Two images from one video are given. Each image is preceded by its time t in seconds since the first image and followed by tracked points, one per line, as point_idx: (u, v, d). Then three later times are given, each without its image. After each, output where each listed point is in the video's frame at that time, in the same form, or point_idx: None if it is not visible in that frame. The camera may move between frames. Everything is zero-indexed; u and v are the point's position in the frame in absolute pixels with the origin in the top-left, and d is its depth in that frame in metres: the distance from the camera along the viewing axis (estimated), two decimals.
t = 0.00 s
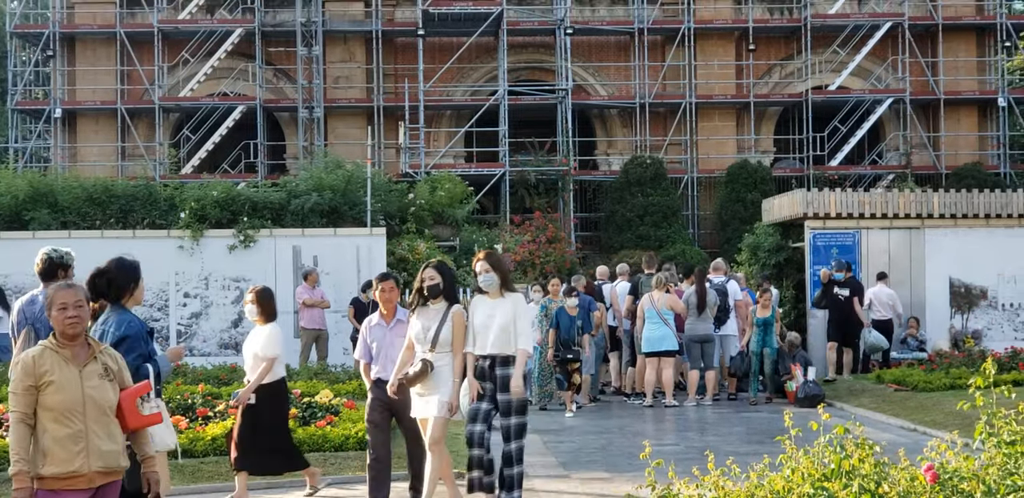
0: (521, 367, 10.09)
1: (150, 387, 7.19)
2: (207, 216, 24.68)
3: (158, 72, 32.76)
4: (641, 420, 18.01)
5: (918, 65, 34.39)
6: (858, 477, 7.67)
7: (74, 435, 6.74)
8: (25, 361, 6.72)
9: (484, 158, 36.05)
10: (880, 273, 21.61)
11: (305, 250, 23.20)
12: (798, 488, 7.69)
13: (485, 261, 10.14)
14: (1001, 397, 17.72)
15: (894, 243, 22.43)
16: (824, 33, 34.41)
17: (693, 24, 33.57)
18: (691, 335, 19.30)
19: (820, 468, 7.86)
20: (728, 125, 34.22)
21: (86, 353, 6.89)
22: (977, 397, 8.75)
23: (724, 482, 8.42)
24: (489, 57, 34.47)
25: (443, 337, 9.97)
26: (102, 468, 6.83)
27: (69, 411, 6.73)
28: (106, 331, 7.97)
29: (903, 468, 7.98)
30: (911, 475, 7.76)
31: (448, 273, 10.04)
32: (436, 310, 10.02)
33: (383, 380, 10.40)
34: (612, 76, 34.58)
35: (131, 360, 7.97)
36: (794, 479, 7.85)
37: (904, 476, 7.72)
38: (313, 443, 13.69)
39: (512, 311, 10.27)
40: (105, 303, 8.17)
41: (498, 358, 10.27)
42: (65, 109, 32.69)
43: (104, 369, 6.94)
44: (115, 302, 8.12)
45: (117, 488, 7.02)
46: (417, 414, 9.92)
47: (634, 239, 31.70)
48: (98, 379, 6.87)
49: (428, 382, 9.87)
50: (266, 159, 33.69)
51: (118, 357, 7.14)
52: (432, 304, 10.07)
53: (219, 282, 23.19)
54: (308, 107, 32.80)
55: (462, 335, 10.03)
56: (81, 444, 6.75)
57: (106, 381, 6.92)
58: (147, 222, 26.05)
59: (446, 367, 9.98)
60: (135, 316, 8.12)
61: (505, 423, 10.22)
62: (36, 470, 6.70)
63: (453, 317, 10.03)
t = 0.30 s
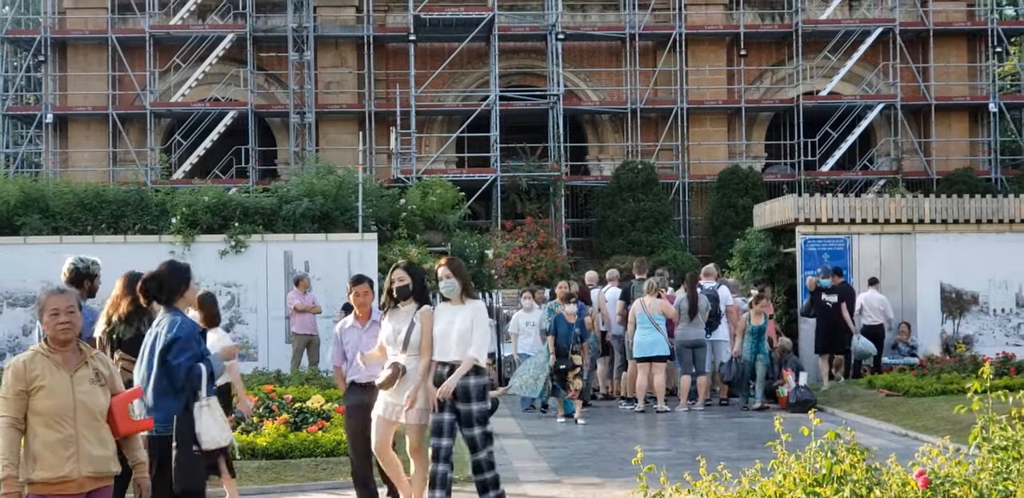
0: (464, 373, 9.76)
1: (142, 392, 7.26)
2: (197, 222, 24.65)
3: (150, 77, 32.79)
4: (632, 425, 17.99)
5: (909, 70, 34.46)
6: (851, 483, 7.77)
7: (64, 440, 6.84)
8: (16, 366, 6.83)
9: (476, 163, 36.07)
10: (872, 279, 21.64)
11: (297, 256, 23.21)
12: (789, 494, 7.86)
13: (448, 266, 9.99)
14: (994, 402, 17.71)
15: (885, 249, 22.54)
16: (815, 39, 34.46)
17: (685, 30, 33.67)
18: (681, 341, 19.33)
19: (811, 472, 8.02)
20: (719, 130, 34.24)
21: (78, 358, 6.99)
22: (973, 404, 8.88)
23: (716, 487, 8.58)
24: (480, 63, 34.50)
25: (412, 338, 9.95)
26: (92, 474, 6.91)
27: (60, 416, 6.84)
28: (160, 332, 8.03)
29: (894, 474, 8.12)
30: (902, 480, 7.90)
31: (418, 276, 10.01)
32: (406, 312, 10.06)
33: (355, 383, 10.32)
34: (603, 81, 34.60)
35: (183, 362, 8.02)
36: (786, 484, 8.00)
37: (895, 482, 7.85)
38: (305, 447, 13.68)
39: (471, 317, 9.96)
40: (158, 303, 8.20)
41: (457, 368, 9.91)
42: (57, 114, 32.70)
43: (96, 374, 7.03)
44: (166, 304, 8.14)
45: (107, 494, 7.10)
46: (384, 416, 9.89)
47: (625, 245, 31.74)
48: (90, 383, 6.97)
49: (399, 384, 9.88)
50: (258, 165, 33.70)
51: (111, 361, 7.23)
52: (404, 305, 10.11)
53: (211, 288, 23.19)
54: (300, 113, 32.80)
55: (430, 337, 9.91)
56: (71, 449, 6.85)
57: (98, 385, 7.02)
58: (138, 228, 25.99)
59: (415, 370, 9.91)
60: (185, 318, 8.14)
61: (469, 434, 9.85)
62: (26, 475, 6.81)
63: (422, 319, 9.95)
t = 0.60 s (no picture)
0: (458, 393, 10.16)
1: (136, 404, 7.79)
2: (192, 232, 24.81)
3: (144, 88, 32.87)
4: (626, 436, 17.96)
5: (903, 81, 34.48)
6: (844, 493, 8.02)
7: (57, 450, 7.39)
8: (12, 376, 7.38)
9: (470, 174, 36.08)
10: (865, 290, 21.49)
11: (291, 266, 23.18)
12: None
13: (414, 279, 10.18)
14: (988, 413, 17.69)
15: (880, 259, 22.51)
16: (809, 50, 34.49)
17: (679, 41, 33.75)
18: (675, 351, 19.22)
19: (805, 482, 8.19)
20: (713, 141, 34.27)
21: (71, 369, 7.55)
22: (967, 416, 8.99)
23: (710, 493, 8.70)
24: (474, 73, 34.53)
25: (376, 356, 9.97)
26: (84, 484, 7.46)
27: (52, 426, 7.38)
28: (210, 342, 7.90)
29: (888, 484, 8.26)
30: (896, 490, 8.06)
31: (382, 292, 10.04)
32: (371, 330, 10.06)
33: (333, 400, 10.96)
34: (597, 92, 34.63)
35: (232, 370, 7.83)
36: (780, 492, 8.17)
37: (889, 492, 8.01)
38: (300, 460, 13.68)
39: (439, 328, 10.26)
40: (210, 315, 8.09)
41: (423, 376, 10.24)
42: (52, 125, 32.74)
43: (89, 385, 7.58)
44: (217, 314, 8.04)
45: None
46: (352, 436, 9.90)
47: (619, 255, 31.79)
48: (83, 394, 7.52)
49: (365, 404, 9.87)
50: (252, 175, 33.71)
51: (105, 374, 7.78)
52: (369, 322, 10.12)
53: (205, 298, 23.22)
54: (293, 123, 32.83)
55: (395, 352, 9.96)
56: (64, 459, 7.40)
57: (90, 396, 7.57)
58: (132, 238, 26.07)
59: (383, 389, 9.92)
60: (236, 329, 7.99)
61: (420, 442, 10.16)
62: (20, 484, 7.38)
63: (387, 335, 10.01)
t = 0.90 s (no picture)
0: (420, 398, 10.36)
1: (121, 410, 7.87)
2: (177, 237, 24.72)
3: (128, 93, 32.90)
4: (612, 440, 17.94)
5: (888, 86, 34.56)
6: None
7: (41, 455, 7.45)
8: None
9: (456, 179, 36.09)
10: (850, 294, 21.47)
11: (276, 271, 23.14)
12: None
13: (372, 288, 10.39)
14: (973, 417, 17.70)
15: (864, 264, 22.47)
16: (794, 55, 34.56)
17: (664, 46, 33.77)
18: (660, 356, 19.15)
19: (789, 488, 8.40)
20: (699, 146, 34.29)
21: (57, 374, 7.60)
22: (952, 421, 9.04)
23: None
24: (459, 78, 34.56)
25: (329, 357, 9.97)
26: (68, 489, 7.53)
27: (37, 431, 7.45)
28: (262, 346, 8.73)
29: (872, 489, 8.43)
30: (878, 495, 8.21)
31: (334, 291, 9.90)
32: (324, 331, 10.09)
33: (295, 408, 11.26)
34: (583, 97, 34.64)
35: (286, 373, 8.73)
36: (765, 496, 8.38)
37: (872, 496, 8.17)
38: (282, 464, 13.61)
39: (397, 337, 10.47)
40: (258, 318, 8.90)
41: (380, 385, 10.41)
42: (36, 130, 32.73)
43: (75, 391, 7.64)
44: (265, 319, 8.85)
45: None
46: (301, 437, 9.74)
47: (604, 260, 31.85)
48: (68, 399, 7.58)
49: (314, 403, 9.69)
50: (237, 180, 33.67)
51: (91, 379, 7.84)
52: (322, 323, 10.14)
53: (190, 303, 23.14)
54: (278, 128, 32.80)
55: (347, 355, 9.92)
56: (48, 464, 7.46)
57: (76, 402, 7.63)
58: (117, 243, 26.04)
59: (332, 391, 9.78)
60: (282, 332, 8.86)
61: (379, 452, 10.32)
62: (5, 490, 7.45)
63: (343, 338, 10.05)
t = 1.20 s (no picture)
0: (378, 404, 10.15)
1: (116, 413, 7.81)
2: (172, 240, 24.84)
3: (123, 95, 32.91)
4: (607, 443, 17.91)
5: (883, 89, 34.59)
6: None
7: (36, 458, 7.43)
8: None
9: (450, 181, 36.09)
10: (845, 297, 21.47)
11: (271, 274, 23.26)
12: None
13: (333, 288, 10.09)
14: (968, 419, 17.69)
15: (859, 266, 22.47)
16: (789, 57, 34.56)
17: (658, 48, 33.83)
18: (656, 358, 19.07)
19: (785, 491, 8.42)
20: (693, 148, 34.33)
21: (52, 376, 7.60)
22: (947, 423, 9.04)
23: None
24: (454, 80, 34.61)
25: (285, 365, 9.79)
26: (63, 492, 7.48)
27: (31, 434, 7.43)
28: (309, 347, 8.69)
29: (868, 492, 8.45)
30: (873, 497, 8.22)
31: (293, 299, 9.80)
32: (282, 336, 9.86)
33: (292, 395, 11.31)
34: (577, 99, 34.67)
35: (331, 372, 8.65)
36: None
37: None
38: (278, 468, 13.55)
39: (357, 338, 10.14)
40: (303, 321, 8.85)
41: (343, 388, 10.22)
42: (31, 132, 32.69)
43: (69, 394, 7.63)
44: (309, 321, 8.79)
45: None
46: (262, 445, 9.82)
47: (599, 262, 31.86)
48: (63, 402, 7.56)
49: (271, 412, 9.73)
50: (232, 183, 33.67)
51: (87, 384, 7.81)
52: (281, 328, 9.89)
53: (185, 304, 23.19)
54: (273, 131, 32.81)
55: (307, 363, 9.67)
56: (43, 467, 7.43)
57: (71, 405, 7.60)
58: (112, 245, 26.17)
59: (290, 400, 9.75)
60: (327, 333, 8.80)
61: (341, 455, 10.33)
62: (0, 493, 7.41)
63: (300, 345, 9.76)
